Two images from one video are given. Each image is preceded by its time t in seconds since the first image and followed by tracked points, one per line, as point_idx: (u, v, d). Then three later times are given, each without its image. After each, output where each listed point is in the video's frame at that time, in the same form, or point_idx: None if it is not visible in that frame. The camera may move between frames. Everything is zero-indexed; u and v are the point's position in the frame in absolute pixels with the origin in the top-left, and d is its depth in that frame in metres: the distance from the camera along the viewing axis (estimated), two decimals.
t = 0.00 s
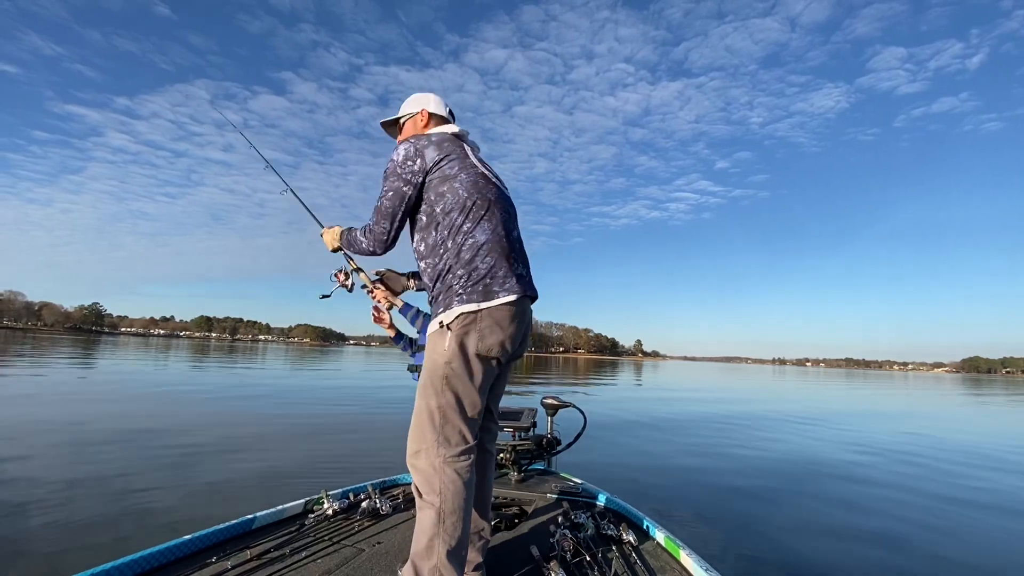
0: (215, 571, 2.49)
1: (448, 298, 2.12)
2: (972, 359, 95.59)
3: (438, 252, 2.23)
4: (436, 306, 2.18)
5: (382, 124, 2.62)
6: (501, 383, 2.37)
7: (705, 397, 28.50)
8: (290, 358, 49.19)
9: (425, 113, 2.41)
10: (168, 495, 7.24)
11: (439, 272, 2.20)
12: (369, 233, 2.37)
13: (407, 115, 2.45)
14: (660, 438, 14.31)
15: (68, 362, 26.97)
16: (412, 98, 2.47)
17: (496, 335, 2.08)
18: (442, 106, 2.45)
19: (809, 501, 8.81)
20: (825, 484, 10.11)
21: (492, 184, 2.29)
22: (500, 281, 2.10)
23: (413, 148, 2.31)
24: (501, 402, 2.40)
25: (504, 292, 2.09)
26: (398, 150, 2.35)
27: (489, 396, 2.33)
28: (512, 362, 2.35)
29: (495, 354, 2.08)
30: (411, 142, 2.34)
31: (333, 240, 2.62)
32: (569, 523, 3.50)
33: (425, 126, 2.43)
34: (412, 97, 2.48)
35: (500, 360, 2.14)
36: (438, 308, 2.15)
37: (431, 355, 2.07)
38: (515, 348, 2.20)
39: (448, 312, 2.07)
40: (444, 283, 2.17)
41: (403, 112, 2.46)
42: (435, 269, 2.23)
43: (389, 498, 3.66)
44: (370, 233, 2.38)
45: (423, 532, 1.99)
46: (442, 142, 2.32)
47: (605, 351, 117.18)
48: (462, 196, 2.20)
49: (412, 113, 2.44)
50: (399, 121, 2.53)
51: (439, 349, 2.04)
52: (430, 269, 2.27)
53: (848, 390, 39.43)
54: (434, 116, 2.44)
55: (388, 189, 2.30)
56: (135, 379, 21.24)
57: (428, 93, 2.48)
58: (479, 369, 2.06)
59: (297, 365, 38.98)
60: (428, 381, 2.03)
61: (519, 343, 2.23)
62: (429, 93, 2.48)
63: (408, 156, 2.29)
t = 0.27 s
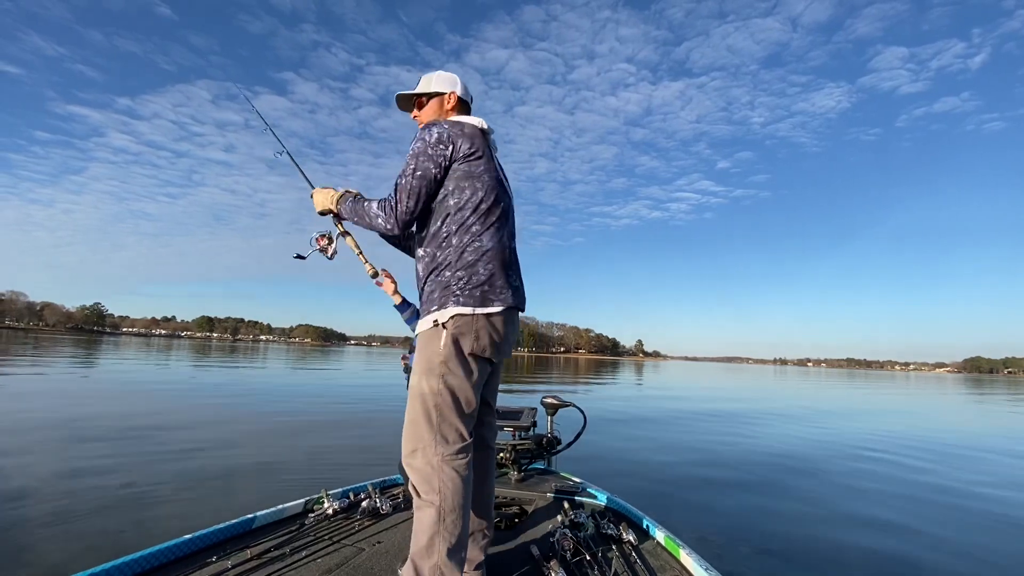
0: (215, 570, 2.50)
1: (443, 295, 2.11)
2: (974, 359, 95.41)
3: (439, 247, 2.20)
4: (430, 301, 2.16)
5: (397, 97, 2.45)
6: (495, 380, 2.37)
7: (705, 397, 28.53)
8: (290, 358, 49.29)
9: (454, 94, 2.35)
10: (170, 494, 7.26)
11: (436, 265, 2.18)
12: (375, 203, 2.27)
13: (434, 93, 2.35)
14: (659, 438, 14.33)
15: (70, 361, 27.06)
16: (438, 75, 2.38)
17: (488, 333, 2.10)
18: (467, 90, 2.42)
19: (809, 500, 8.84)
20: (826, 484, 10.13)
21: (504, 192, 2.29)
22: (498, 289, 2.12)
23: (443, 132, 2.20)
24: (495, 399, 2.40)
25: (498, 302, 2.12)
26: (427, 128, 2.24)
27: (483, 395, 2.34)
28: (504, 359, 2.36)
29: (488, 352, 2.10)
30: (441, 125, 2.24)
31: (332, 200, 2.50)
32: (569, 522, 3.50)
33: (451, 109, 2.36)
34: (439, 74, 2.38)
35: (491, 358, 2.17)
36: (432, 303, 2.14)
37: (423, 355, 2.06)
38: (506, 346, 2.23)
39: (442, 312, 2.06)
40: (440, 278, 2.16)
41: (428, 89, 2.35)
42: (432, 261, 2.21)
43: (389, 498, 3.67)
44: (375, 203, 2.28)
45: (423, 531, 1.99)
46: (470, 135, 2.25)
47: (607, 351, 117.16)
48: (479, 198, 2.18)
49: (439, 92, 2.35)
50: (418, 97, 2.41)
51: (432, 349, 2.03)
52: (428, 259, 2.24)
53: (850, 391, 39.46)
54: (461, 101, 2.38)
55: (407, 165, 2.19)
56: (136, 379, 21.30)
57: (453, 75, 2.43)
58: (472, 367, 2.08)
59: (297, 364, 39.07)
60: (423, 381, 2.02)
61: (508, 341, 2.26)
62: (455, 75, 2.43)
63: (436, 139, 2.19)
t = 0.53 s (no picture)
0: (216, 571, 2.51)
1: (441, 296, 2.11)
2: (975, 359, 95.32)
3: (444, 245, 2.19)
4: (427, 299, 2.15)
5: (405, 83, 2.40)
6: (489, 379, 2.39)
7: (706, 397, 28.53)
8: (291, 358, 49.33)
9: (463, 87, 2.35)
10: (171, 493, 7.28)
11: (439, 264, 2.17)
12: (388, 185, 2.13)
13: (445, 83, 2.33)
14: (660, 438, 14.33)
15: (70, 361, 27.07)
16: (448, 66, 2.36)
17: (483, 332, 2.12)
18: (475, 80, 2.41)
19: (809, 500, 8.84)
20: (826, 484, 10.12)
21: (508, 200, 2.32)
22: (497, 298, 2.15)
23: (469, 131, 2.14)
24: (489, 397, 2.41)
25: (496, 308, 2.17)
26: (452, 121, 2.15)
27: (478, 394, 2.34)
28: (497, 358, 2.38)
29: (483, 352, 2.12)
30: (465, 122, 2.16)
31: (338, 173, 2.28)
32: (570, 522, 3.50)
33: (462, 101, 2.36)
34: (449, 64, 2.37)
35: (485, 356, 2.18)
36: (429, 301, 2.12)
37: (418, 355, 2.05)
38: (500, 345, 2.25)
39: (440, 312, 2.06)
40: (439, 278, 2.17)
41: (439, 78, 2.34)
42: (434, 258, 2.19)
43: (389, 499, 3.67)
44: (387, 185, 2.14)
45: (423, 532, 1.99)
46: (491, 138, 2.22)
47: (607, 351, 117.15)
48: (489, 206, 2.21)
49: (451, 83, 2.34)
50: (426, 85, 2.38)
51: (428, 349, 2.03)
52: (428, 255, 2.23)
53: (850, 390, 39.47)
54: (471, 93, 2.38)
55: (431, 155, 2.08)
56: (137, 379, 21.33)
57: (462, 64, 2.40)
58: (468, 366, 2.08)
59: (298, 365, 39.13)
60: (418, 381, 2.02)
61: (501, 339, 2.28)
62: (464, 65, 2.40)
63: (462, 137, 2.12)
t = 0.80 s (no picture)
0: (218, 572, 2.51)
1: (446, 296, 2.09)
2: (977, 360, 95.22)
3: (448, 243, 2.17)
4: (430, 299, 2.13)
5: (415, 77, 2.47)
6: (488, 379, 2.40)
7: (706, 398, 28.52)
8: (292, 358, 49.37)
9: (461, 79, 2.32)
10: (173, 493, 7.29)
11: (444, 261, 2.14)
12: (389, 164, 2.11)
13: (444, 77, 2.34)
14: (660, 438, 14.34)
15: (72, 361, 27.13)
16: (452, 60, 2.36)
17: (486, 333, 2.13)
18: (479, 76, 2.37)
19: (809, 500, 8.84)
20: (827, 484, 10.12)
21: (512, 206, 2.32)
22: (498, 300, 2.17)
23: (477, 128, 2.16)
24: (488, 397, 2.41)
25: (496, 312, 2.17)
26: (459, 116, 2.16)
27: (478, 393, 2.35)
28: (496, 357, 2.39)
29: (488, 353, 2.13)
30: (473, 120, 2.17)
31: (333, 144, 2.32)
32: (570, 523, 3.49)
33: (460, 94, 2.35)
34: (456, 59, 2.36)
35: (487, 358, 2.19)
36: (433, 302, 2.10)
37: (423, 356, 2.04)
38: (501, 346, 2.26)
39: (447, 313, 2.05)
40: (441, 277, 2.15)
41: (438, 72, 2.36)
42: (438, 255, 2.17)
43: (390, 500, 3.68)
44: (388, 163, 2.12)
45: (426, 533, 1.98)
46: (498, 140, 2.24)
47: (608, 352, 117.12)
48: (491, 208, 2.19)
49: (449, 76, 2.34)
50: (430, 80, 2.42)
51: (434, 350, 2.02)
52: (431, 252, 2.20)
53: (851, 391, 39.44)
54: (471, 87, 2.36)
55: (437, 144, 2.08)
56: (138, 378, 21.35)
57: (469, 58, 2.38)
58: (472, 368, 2.09)
59: (300, 365, 39.20)
60: (424, 382, 2.01)
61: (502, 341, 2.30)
62: (470, 59, 2.38)
63: (470, 133, 2.13)
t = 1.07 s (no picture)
0: (218, 573, 2.52)
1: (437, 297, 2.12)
2: (979, 360, 94.98)
3: (441, 244, 2.18)
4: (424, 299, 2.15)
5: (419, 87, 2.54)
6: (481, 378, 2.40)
7: (707, 397, 28.49)
8: (294, 358, 49.43)
9: (455, 81, 2.33)
10: (175, 493, 7.31)
11: (437, 262, 2.16)
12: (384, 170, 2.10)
13: (438, 82, 2.38)
14: (662, 438, 14.33)
15: (73, 361, 27.17)
16: (448, 65, 2.40)
17: (480, 332, 2.13)
18: (475, 77, 2.37)
19: (809, 500, 8.83)
20: (829, 484, 10.09)
21: (507, 205, 2.31)
22: (491, 300, 2.17)
23: (471, 127, 2.16)
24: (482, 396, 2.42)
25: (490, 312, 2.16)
26: (453, 116, 2.16)
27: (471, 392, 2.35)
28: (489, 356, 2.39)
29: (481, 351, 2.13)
30: (467, 120, 2.17)
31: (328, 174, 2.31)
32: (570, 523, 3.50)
33: (454, 95, 2.35)
34: (454, 63, 2.39)
35: (482, 356, 2.19)
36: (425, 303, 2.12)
37: (416, 355, 2.04)
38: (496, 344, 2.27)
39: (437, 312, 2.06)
40: (436, 278, 2.16)
41: (436, 77, 2.40)
42: (431, 257, 2.19)
43: (390, 500, 3.69)
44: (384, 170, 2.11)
45: (423, 532, 1.99)
46: (493, 139, 2.23)
47: (610, 351, 117.23)
48: (485, 208, 2.19)
49: (444, 81, 2.37)
50: (430, 87, 2.47)
51: (426, 350, 2.02)
52: (426, 253, 2.22)
53: (853, 390, 39.38)
54: (466, 87, 2.34)
55: (431, 145, 2.07)
56: (140, 378, 21.37)
57: (466, 61, 2.39)
58: (466, 367, 2.09)
59: (301, 365, 39.22)
60: (417, 381, 2.01)
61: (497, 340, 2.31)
62: (467, 62, 2.39)
63: (464, 131, 2.13)
